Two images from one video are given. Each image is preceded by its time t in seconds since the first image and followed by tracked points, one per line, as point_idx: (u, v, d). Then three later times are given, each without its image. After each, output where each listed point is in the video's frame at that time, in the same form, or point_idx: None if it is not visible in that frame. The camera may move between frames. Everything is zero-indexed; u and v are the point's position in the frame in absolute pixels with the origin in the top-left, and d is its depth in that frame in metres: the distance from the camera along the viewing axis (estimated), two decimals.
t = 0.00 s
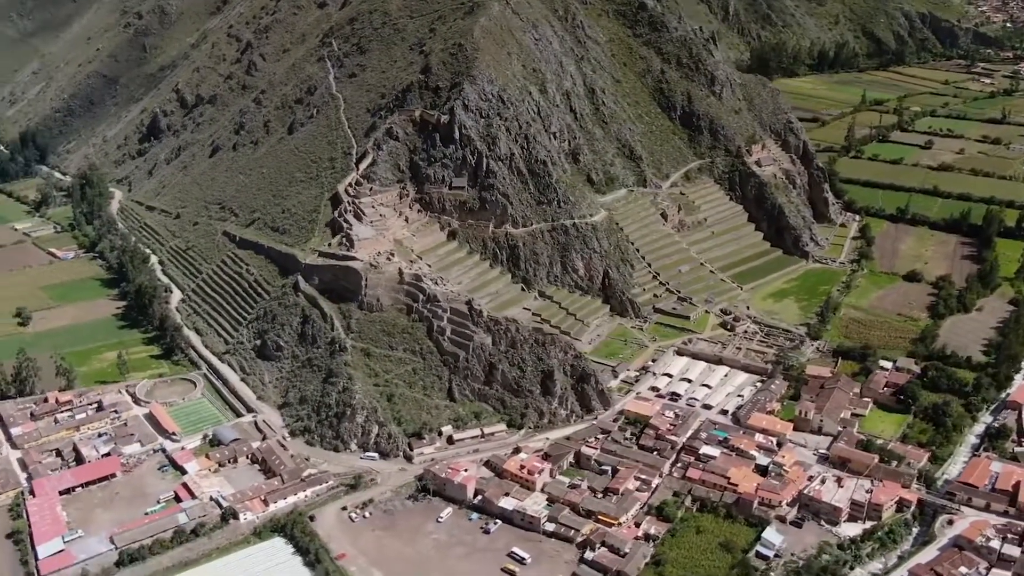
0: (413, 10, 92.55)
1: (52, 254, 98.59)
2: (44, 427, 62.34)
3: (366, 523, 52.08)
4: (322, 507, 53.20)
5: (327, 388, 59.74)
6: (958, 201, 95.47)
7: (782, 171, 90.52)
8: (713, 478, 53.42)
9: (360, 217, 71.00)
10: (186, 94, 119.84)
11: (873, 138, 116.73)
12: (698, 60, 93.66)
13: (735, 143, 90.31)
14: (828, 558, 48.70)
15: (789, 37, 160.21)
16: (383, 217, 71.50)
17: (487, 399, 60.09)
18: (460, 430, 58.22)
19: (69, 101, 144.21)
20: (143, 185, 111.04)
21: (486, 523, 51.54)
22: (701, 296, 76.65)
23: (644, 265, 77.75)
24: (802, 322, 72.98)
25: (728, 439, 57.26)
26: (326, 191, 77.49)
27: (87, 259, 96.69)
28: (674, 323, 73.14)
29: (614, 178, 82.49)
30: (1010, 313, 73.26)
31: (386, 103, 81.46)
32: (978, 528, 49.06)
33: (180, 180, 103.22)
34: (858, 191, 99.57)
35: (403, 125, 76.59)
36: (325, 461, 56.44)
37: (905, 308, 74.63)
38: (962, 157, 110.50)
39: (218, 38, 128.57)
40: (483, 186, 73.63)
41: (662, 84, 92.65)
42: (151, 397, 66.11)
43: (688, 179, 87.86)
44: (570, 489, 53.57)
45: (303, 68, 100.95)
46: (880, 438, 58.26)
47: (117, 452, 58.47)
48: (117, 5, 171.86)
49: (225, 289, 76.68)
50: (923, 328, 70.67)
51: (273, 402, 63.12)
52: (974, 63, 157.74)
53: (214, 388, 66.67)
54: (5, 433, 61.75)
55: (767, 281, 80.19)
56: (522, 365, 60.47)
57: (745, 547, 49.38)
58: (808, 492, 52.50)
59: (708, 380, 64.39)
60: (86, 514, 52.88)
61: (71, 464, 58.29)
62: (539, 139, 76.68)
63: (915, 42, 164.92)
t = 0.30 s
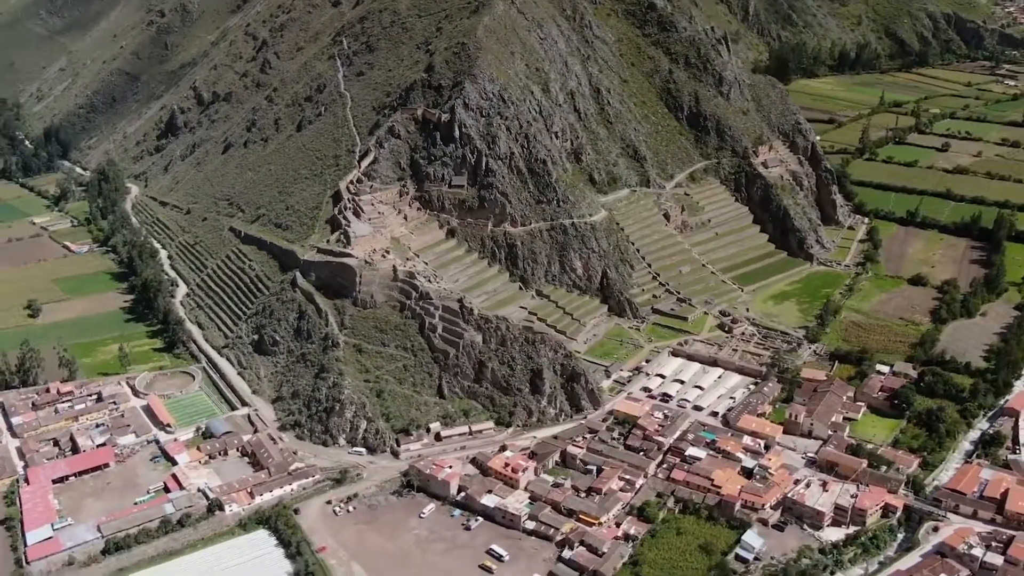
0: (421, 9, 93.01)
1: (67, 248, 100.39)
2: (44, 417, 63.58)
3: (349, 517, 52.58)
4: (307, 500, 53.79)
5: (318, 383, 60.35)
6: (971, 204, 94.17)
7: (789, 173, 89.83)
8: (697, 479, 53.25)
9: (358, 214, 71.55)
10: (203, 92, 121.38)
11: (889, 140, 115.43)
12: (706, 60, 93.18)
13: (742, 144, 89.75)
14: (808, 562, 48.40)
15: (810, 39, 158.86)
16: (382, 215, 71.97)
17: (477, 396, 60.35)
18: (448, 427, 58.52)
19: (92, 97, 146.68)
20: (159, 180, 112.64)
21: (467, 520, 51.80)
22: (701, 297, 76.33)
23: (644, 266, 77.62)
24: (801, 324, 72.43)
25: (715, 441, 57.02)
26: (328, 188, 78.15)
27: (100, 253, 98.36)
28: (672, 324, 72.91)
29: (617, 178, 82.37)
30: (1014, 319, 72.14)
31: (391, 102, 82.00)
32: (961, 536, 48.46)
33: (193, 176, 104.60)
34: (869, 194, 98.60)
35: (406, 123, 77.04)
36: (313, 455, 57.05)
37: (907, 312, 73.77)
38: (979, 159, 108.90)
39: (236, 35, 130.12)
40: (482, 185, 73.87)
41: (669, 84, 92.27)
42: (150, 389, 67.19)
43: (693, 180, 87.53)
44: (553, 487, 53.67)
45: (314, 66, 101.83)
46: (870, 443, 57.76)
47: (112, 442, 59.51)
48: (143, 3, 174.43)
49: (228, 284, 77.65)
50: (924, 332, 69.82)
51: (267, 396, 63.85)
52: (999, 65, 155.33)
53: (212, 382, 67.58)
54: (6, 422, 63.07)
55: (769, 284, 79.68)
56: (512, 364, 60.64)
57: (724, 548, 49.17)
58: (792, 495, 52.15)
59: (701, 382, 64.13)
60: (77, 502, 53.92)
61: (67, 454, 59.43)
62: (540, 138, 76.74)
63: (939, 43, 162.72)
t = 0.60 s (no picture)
0: (430, 8, 93.42)
1: (82, 242, 102.21)
2: (45, 407, 64.87)
3: (333, 511, 53.10)
4: (293, 494, 54.40)
5: (310, 379, 60.96)
6: (983, 208, 92.81)
7: (796, 174, 89.13)
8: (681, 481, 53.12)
9: (358, 211, 72.12)
10: (220, 89, 122.84)
11: (905, 142, 114.05)
12: (714, 61, 92.64)
13: (748, 145, 89.16)
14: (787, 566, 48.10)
15: (830, 40, 157.38)
16: (381, 212, 72.43)
17: (466, 394, 60.63)
18: (437, 424, 58.87)
19: (115, 94, 149.05)
20: (174, 176, 114.21)
21: (449, 517, 52.10)
22: (701, 299, 76.01)
23: (644, 266, 77.47)
24: (799, 327, 71.88)
25: (702, 443, 56.81)
26: (331, 186, 78.82)
27: (114, 247, 100.00)
28: (669, 325, 72.68)
29: (619, 178, 82.23)
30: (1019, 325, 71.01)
31: (395, 101, 82.50)
32: (944, 543, 47.93)
33: (206, 172, 105.95)
34: (879, 197, 97.54)
35: (408, 122, 77.48)
36: (302, 449, 57.66)
37: (909, 317, 72.90)
38: (995, 162, 107.24)
39: (254, 34, 131.48)
40: (481, 184, 74.14)
41: (677, 84, 91.86)
42: (149, 382, 68.28)
43: (698, 181, 87.18)
44: (537, 486, 53.80)
45: (325, 64, 102.67)
46: (860, 447, 57.27)
47: (108, 433, 60.58)
48: (167, 2, 176.83)
49: (231, 279, 78.63)
50: (924, 337, 68.96)
51: (262, 390, 64.60)
52: None
53: (210, 375, 68.50)
54: (9, 411, 64.44)
55: (771, 286, 79.13)
56: (502, 362, 60.84)
57: (703, 551, 49.01)
58: (776, 499, 51.83)
59: (694, 383, 63.87)
60: (69, 491, 54.99)
61: (65, 443, 60.60)
62: (540, 137, 76.79)
63: (963, 45, 160.40)
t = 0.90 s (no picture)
0: (438, 7, 93.79)
1: (96, 237, 103.91)
2: (46, 397, 66.11)
3: (318, 505, 53.63)
4: (279, 487, 55.02)
5: (302, 374, 61.60)
6: (995, 212, 91.46)
7: (803, 176, 88.39)
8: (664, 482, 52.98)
9: (357, 209, 72.69)
10: (236, 87, 124.24)
11: (920, 144, 112.62)
12: (722, 61, 92.05)
13: (755, 146, 88.53)
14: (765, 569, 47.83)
15: (851, 41, 155.75)
16: (380, 210, 72.91)
17: (456, 391, 60.93)
18: (425, 421, 59.22)
19: (138, 91, 151.23)
20: (189, 172, 115.71)
21: (431, 513, 52.42)
22: (700, 300, 75.68)
23: (643, 267, 77.29)
24: (797, 330, 71.35)
25: (689, 444, 56.63)
26: (334, 183, 79.50)
27: (126, 242, 101.54)
28: (666, 326, 72.44)
29: (622, 178, 82.06)
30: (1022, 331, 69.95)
31: (399, 100, 83.00)
32: (925, 550, 47.43)
33: (218, 168, 107.24)
34: (890, 200, 96.47)
35: (410, 120, 77.90)
36: (291, 443, 58.31)
37: (910, 321, 72.09)
38: (1012, 165, 105.57)
39: (272, 33, 132.78)
40: (480, 182, 74.40)
41: (684, 84, 91.43)
42: (149, 374, 69.33)
43: (703, 182, 86.76)
44: (520, 484, 53.94)
45: (336, 63, 103.47)
46: (850, 452, 56.79)
47: (104, 424, 61.62)
48: (191, 1, 179.01)
49: (234, 275, 79.57)
50: (923, 342, 68.18)
51: (257, 384, 65.36)
52: None
53: (209, 369, 69.41)
54: (11, 401, 65.75)
55: (773, 288, 78.57)
56: (492, 360, 61.07)
57: (682, 552, 48.86)
58: (758, 502, 51.53)
59: (685, 385, 63.64)
60: (63, 480, 56.02)
61: (62, 433, 61.71)
62: (541, 136, 76.87)
63: (988, 47, 157.99)
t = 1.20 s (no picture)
0: (445, 6, 94.16)
1: (109, 232, 105.56)
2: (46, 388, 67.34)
3: (303, 499, 54.19)
4: (266, 480, 55.72)
5: (294, 369, 62.25)
6: (1006, 215, 90.11)
7: (808, 178, 87.68)
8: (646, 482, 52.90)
9: (355, 206, 73.21)
10: (251, 85, 125.53)
11: (935, 147, 111.12)
12: (729, 61, 91.50)
13: (760, 147, 87.93)
14: (742, 571, 47.61)
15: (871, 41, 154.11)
16: (378, 208, 73.38)
17: (445, 388, 61.25)
18: (413, 417, 59.60)
19: (158, 89, 153.30)
20: (202, 169, 117.12)
21: (413, 509, 52.78)
22: (698, 301, 75.37)
23: (642, 267, 77.13)
24: (794, 332, 70.85)
25: (674, 445, 56.49)
26: (336, 180, 80.14)
27: (138, 237, 103.04)
28: (662, 326, 72.23)
29: (623, 178, 81.92)
30: None
31: (402, 98, 83.45)
32: (903, 556, 47.07)
33: (230, 165, 108.46)
34: (899, 202, 95.43)
35: (411, 119, 78.27)
36: (281, 438, 58.96)
37: (910, 325, 71.31)
38: None
39: (288, 31, 134.00)
40: (478, 181, 74.63)
41: (690, 84, 91.04)
42: (149, 367, 70.38)
43: (707, 183, 86.37)
44: (503, 482, 54.11)
45: (345, 61, 104.23)
46: (837, 455, 56.34)
47: (100, 415, 62.67)
48: None
49: (237, 270, 80.49)
50: (921, 346, 67.40)
51: (251, 379, 66.11)
52: None
53: (207, 363, 70.34)
54: (13, 391, 67.05)
55: (773, 290, 78.07)
56: (481, 358, 61.32)
57: (660, 552, 48.77)
58: (739, 504, 51.28)
59: (676, 386, 63.46)
60: (56, 470, 57.09)
61: (60, 423, 62.84)
62: (540, 136, 76.90)
63: (1012, 48, 155.46)
